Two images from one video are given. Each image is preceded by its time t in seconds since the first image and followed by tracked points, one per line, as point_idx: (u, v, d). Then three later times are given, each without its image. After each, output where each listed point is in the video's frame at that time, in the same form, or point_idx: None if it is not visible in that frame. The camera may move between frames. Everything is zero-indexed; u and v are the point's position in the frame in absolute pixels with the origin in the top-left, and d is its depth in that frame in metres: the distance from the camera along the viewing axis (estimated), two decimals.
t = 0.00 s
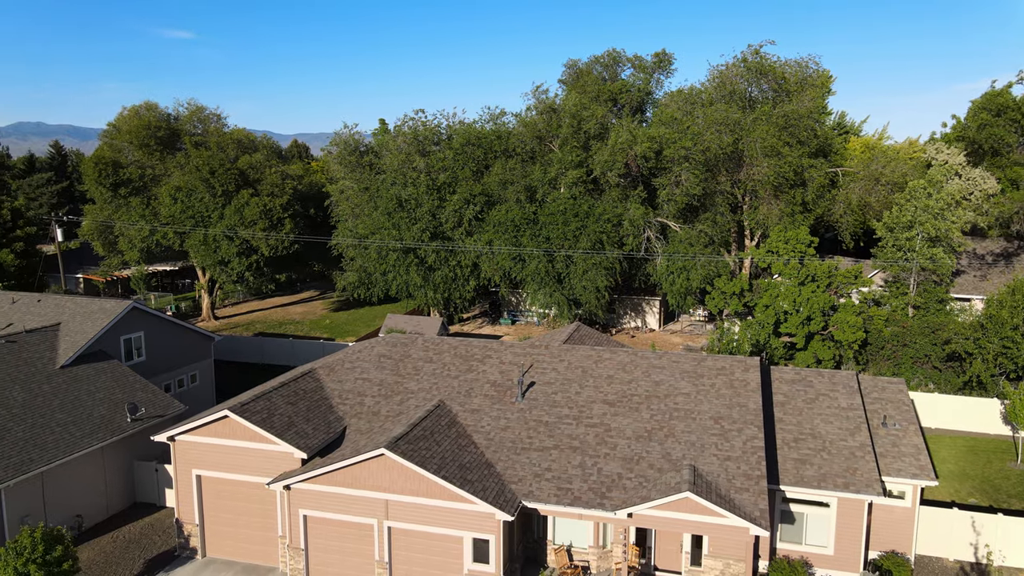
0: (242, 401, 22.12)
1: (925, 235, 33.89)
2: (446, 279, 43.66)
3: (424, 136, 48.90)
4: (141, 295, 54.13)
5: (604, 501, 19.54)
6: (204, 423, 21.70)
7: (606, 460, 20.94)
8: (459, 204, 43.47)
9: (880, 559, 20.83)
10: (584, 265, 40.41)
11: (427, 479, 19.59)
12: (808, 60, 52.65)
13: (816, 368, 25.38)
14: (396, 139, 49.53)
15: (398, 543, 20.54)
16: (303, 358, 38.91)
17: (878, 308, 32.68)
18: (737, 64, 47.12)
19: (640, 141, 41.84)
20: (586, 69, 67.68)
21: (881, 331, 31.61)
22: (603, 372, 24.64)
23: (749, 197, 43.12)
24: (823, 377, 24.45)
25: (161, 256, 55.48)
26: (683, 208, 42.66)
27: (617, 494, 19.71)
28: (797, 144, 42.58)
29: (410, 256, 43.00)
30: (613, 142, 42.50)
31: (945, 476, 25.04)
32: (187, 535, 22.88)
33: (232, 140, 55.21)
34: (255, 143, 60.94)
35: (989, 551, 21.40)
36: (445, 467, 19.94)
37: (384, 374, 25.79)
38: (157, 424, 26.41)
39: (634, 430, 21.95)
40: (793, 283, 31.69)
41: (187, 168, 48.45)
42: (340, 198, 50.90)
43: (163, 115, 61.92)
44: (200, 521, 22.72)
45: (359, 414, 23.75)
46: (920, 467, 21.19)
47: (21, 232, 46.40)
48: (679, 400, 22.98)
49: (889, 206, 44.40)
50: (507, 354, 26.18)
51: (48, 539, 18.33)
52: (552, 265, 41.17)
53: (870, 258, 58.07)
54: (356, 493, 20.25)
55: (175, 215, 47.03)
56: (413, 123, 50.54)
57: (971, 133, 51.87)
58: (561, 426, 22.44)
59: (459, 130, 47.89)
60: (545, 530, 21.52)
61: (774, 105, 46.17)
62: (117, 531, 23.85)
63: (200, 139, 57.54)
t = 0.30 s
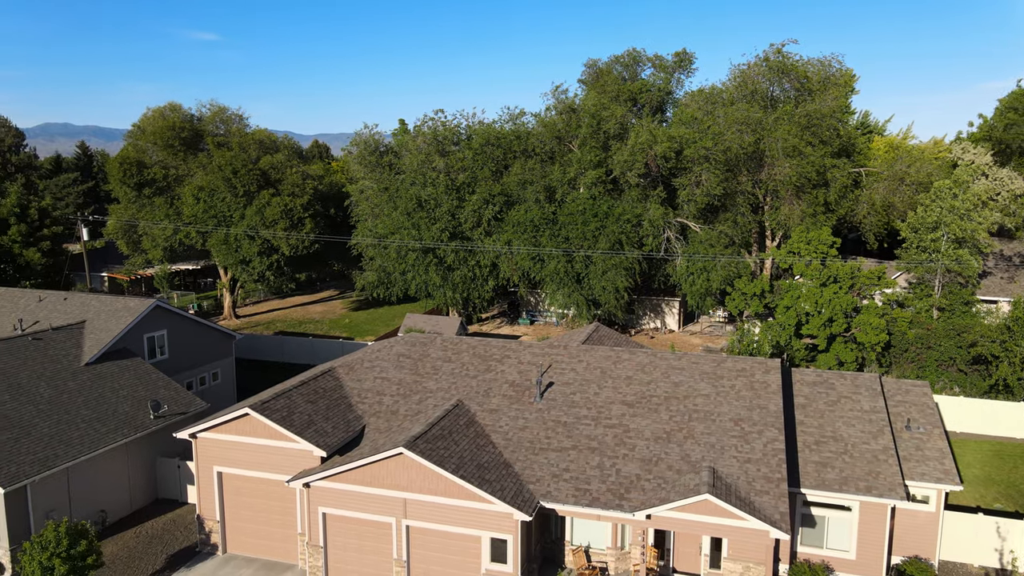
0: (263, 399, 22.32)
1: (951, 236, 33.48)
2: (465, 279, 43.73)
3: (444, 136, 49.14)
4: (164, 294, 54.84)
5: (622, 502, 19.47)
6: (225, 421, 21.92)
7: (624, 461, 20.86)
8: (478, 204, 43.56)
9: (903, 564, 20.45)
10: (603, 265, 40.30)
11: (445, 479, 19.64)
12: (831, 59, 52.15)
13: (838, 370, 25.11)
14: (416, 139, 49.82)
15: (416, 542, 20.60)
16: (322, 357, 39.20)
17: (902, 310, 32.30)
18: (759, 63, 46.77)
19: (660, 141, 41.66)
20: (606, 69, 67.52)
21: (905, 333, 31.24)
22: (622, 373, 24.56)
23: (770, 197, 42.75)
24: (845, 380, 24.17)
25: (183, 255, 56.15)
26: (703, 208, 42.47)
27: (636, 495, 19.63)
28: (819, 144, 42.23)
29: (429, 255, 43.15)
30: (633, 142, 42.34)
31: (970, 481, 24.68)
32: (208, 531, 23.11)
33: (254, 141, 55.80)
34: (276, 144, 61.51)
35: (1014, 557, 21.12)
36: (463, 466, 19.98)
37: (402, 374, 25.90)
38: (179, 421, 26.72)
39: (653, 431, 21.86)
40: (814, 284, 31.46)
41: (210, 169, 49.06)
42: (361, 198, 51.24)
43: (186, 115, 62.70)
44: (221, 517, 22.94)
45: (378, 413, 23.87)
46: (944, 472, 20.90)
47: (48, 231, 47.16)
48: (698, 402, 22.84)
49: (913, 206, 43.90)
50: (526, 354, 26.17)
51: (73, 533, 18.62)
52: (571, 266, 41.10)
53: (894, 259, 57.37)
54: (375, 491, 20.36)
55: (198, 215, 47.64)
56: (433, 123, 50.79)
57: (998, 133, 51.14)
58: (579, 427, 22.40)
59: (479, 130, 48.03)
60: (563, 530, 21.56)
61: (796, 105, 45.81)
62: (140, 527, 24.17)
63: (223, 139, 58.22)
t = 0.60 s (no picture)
0: (283, 397, 22.52)
1: (977, 237, 33.03)
2: (484, 279, 43.79)
3: (464, 136, 49.29)
4: (187, 292, 55.52)
5: (641, 503, 19.39)
6: (246, 418, 22.14)
7: (643, 463, 20.77)
8: (497, 204, 43.63)
9: (926, 569, 20.21)
10: (623, 266, 40.16)
11: (463, 478, 19.67)
12: (855, 58, 51.57)
13: (861, 373, 24.80)
14: (436, 139, 50.03)
15: (434, 541, 20.66)
16: (342, 357, 39.47)
17: (927, 311, 31.85)
18: (781, 62, 46.40)
19: (680, 141, 41.49)
20: (626, 69, 67.27)
21: (930, 336, 30.83)
22: (641, 374, 24.45)
23: (792, 197, 42.34)
24: (868, 382, 23.87)
25: (206, 254, 56.81)
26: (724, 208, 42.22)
27: (654, 497, 19.54)
28: (842, 143, 41.75)
29: (448, 255, 43.26)
30: (653, 142, 42.16)
31: (996, 486, 24.29)
32: (229, 527, 23.37)
33: (275, 141, 56.34)
34: (297, 144, 62.03)
35: None
36: (482, 466, 20.01)
37: (421, 373, 25.99)
38: (201, 418, 27.03)
39: (672, 433, 21.75)
40: (837, 286, 31.15)
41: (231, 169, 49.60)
42: (381, 198, 51.54)
43: (209, 116, 63.41)
44: (241, 514, 23.19)
45: (396, 412, 23.98)
46: (970, 477, 20.58)
47: (74, 230, 47.86)
48: (718, 403, 22.68)
49: (939, 207, 43.31)
50: (545, 354, 26.14)
51: (97, 528, 18.89)
52: (590, 266, 40.99)
53: (919, 261, 56.61)
54: (393, 490, 20.46)
55: (220, 214, 48.20)
56: (452, 124, 50.96)
57: None
58: (598, 427, 22.35)
59: (498, 130, 48.08)
60: (582, 531, 21.48)
61: (819, 104, 45.38)
62: (162, 522, 24.48)
63: (244, 140, 58.81)
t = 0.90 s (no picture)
0: (304, 396, 22.71)
1: (1005, 238, 32.52)
2: (503, 279, 43.86)
3: (484, 136, 49.39)
4: (210, 291, 56.19)
5: (660, 505, 19.30)
6: (267, 416, 22.36)
7: (663, 464, 20.66)
8: (517, 204, 43.66)
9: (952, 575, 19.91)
10: (643, 266, 40.03)
11: (482, 478, 19.71)
12: (880, 57, 50.96)
13: (885, 375, 24.48)
14: (457, 139, 50.21)
15: (453, 540, 20.70)
16: (362, 356, 39.73)
17: (953, 313, 31.36)
18: (805, 61, 46.00)
19: (701, 141, 41.29)
20: (647, 68, 67.00)
21: (957, 338, 30.39)
22: (661, 375, 24.33)
23: (815, 197, 41.92)
24: (893, 385, 23.55)
25: (228, 253, 57.47)
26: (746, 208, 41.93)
27: (674, 498, 19.43)
28: (867, 143, 41.25)
29: (468, 255, 43.40)
30: (674, 143, 41.97)
31: None
32: (250, 524, 23.60)
33: (297, 142, 56.88)
34: (318, 145, 62.53)
35: None
36: (501, 466, 20.03)
37: (440, 373, 26.07)
38: (223, 416, 27.33)
39: (692, 434, 21.62)
40: (861, 287, 30.89)
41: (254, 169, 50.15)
42: (401, 198, 51.80)
43: (233, 117, 64.12)
44: (262, 510, 23.41)
45: (416, 411, 24.08)
46: (997, 482, 20.24)
47: (100, 229, 48.57)
48: (739, 405, 22.50)
49: (966, 207, 42.68)
50: (564, 355, 26.11)
51: (121, 523, 19.16)
52: (611, 266, 40.87)
53: (945, 262, 55.81)
54: (412, 489, 20.55)
55: (243, 214, 48.75)
56: (473, 124, 51.10)
57: None
58: (617, 428, 22.28)
59: (519, 130, 48.12)
60: (600, 533, 21.43)
61: (843, 103, 44.90)
62: (184, 518, 24.77)
63: (267, 141, 59.42)
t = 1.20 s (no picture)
0: (324, 394, 22.88)
1: None
2: (523, 279, 43.94)
3: (504, 136, 49.42)
4: (232, 290, 56.83)
5: (680, 507, 19.20)
6: (288, 414, 22.56)
7: (683, 465, 20.55)
8: (537, 204, 43.66)
9: None
10: (664, 266, 39.92)
11: (500, 478, 19.72)
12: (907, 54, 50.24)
13: (910, 378, 24.14)
14: (477, 139, 50.32)
15: (471, 540, 20.75)
16: (382, 355, 39.96)
17: (980, 316, 30.83)
18: (829, 60, 45.55)
19: (723, 141, 41.01)
20: (668, 68, 66.69)
21: (984, 341, 29.90)
22: (681, 376, 24.20)
23: (839, 198, 41.48)
24: (918, 388, 23.21)
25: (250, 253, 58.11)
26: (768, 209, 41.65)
27: (694, 500, 19.33)
28: (892, 142, 40.70)
29: (488, 255, 43.58)
30: (695, 143, 41.75)
31: None
32: (271, 521, 23.82)
33: (318, 142, 57.35)
34: (339, 145, 62.95)
35: None
36: (519, 466, 20.04)
37: (460, 372, 26.14)
38: (245, 413, 27.61)
39: (712, 436, 21.48)
40: (885, 289, 30.61)
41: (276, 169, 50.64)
42: (421, 198, 52.01)
43: (255, 118, 64.76)
44: (283, 507, 23.62)
45: (435, 410, 24.16)
46: None
47: (126, 228, 49.25)
48: (761, 407, 22.32)
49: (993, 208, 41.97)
50: (583, 355, 26.06)
51: (144, 518, 19.47)
52: (631, 267, 40.75)
53: (972, 263, 54.89)
54: (432, 488, 20.62)
55: (264, 213, 49.28)
56: (493, 124, 51.19)
57: None
58: (637, 429, 22.20)
59: (539, 130, 48.13)
60: (619, 534, 21.39)
61: (868, 102, 44.34)
62: (207, 514, 25.07)
63: (289, 141, 59.99)
